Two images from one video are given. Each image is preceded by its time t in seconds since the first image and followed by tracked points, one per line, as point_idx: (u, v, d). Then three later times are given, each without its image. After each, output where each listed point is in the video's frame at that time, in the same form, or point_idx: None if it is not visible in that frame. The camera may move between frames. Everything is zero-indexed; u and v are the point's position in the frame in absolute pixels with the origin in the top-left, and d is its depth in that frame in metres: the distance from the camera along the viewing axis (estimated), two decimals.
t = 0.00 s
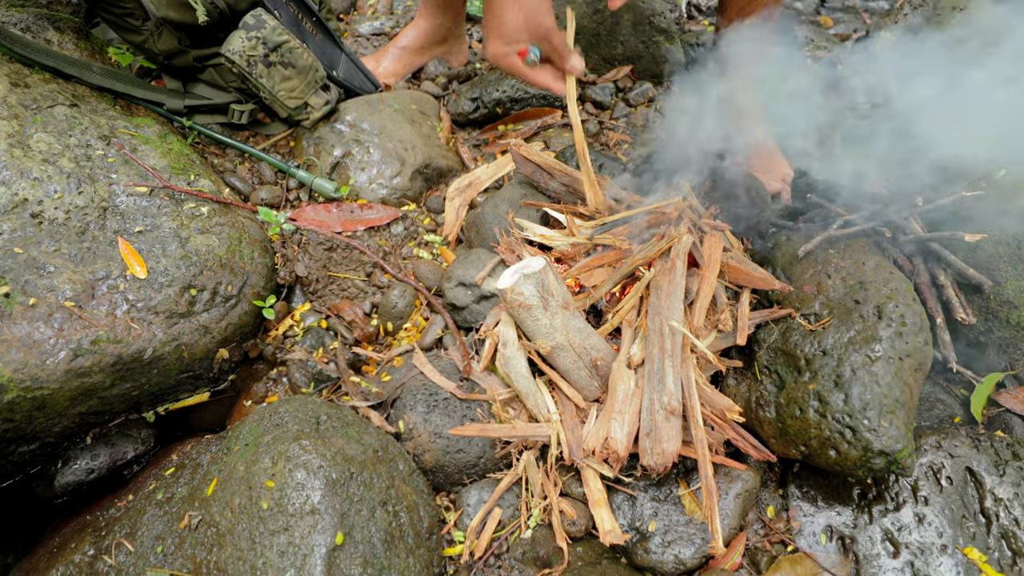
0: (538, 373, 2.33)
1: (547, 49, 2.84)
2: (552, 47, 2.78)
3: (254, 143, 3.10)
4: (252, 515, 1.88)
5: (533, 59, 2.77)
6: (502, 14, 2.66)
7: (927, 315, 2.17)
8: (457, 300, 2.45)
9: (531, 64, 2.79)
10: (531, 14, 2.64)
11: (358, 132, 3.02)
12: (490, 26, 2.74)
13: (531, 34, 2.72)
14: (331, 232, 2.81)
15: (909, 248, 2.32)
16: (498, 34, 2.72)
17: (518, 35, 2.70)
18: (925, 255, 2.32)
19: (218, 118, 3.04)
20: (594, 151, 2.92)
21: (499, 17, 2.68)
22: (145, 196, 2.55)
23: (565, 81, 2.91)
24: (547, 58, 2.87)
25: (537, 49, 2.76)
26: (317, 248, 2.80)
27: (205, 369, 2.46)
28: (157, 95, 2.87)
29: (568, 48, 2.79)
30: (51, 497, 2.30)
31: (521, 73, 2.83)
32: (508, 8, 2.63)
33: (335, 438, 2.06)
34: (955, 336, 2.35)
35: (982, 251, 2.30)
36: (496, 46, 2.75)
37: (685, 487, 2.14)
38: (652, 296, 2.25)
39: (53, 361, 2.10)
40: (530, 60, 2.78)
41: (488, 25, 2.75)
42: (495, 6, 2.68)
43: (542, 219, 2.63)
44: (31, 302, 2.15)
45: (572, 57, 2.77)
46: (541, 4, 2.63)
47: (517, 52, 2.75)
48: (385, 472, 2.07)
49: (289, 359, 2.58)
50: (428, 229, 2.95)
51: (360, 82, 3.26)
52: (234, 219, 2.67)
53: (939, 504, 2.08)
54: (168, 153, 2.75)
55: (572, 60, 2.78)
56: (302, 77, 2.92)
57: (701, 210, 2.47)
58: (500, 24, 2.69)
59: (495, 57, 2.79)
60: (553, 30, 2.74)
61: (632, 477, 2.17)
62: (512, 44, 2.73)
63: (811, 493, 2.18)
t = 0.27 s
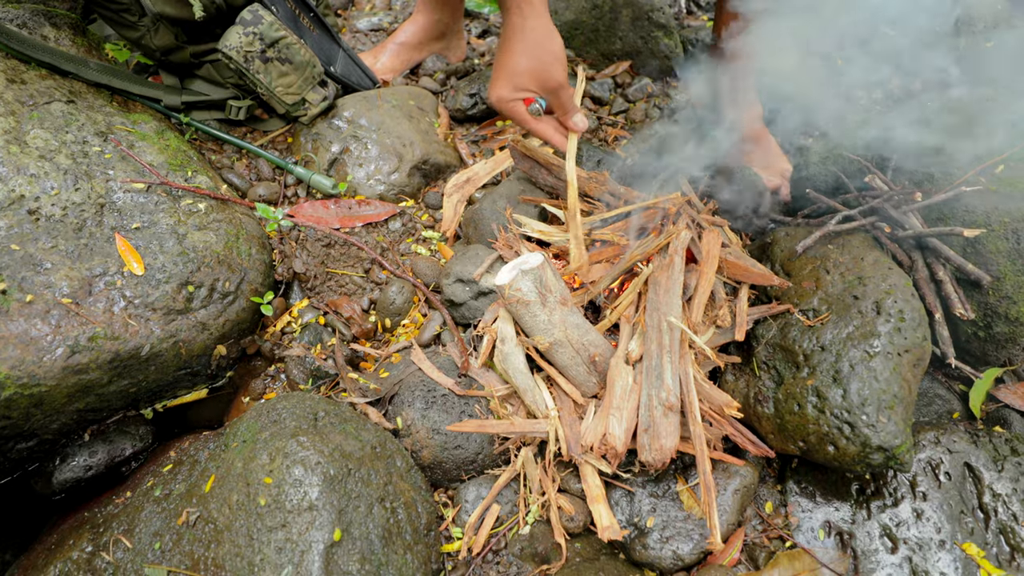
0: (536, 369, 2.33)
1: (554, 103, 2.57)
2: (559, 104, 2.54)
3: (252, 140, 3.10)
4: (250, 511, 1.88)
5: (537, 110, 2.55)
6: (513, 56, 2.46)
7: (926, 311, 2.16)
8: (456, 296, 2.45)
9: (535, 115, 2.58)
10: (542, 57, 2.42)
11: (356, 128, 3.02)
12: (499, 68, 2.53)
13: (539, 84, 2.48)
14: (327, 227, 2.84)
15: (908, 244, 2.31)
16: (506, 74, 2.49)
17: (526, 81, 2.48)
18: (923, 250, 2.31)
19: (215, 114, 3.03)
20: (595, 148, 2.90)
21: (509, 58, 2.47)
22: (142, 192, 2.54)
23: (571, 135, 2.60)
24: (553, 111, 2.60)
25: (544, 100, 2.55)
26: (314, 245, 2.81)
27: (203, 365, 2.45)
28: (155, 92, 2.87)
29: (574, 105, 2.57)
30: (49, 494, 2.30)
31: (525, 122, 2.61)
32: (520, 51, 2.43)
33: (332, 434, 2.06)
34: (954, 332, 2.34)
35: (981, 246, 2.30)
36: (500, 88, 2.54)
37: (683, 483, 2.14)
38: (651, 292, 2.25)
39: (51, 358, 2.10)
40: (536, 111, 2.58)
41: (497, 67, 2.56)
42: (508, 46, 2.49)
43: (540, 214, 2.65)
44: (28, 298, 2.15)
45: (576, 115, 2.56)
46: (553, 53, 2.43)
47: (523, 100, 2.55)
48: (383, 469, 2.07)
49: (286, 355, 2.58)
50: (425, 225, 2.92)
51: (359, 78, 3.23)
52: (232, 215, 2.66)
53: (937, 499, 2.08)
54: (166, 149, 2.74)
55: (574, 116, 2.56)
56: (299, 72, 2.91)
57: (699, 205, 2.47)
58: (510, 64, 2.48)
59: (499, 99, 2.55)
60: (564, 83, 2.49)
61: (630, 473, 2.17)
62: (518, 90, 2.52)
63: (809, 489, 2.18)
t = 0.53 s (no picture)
0: (535, 367, 2.33)
1: (552, 134, 2.39)
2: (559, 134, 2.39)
3: (250, 138, 3.10)
4: (249, 509, 1.88)
5: (541, 144, 2.33)
6: (516, 86, 2.21)
7: (924, 309, 2.16)
8: (454, 294, 2.45)
9: (536, 149, 2.36)
10: (545, 88, 2.20)
11: (355, 126, 3.03)
12: (497, 100, 2.27)
13: (543, 115, 2.27)
14: (327, 225, 2.85)
15: (907, 241, 2.31)
16: (508, 106, 2.22)
17: (530, 113, 2.24)
18: (922, 247, 2.30)
19: (214, 112, 3.04)
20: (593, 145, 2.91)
21: (509, 89, 2.23)
22: (140, 190, 2.54)
23: (565, 164, 2.49)
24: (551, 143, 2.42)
25: (546, 132, 2.34)
26: (313, 243, 2.80)
27: (202, 363, 2.46)
28: (153, 89, 2.86)
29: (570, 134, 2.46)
30: (49, 491, 2.31)
31: (525, 156, 2.39)
32: (524, 81, 2.19)
33: (331, 432, 2.06)
34: (952, 329, 2.34)
35: (980, 243, 2.27)
36: (502, 121, 2.25)
37: (682, 480, 2.14)
38: (649, 289, 2.25)
39: (50, 356, 2.10)
40: (537, 144, 2.36)
41: (495, 98, 2.28)
42: (507, 75, 2.25)
43: (538, 212, 2.64)
44: (27, 297, 2.15)
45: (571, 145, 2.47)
46: (557, 83, 2.22)
47: (526, 134, 2.31)
48: (382, 467, 2.08)
49: (285, 353, 2.59)
50: (423, 223, 2.93)
51: (358, 75, 3.24)
52: (231, 213, 2.67)
53: (935, 497, 2.09)
54: (164, 147, 2.74)
55: (569, 145, 2.47)
56: (298, 70, 2.91)
57: (698, 204, 2.48)
58: (512, 96, 2.22)
59: (502, 133, 2.26)
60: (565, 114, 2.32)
61: (629, 471, 2.18)
62: (523, 123, 2.26)
63: (807, 486, 2.18)
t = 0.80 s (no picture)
0: (533, 366, 2.34)
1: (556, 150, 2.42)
2: (564, 151, 2.40)
3: (249, 137, 3.11)
4: (248, 507, 1.89)
5: (544, 162, 2.37)
6: (515, 108, 2.26)
7: (920, 308, 2.17)
8: (453, 293, 2.47)
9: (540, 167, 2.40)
10: (544, 106, 2.24)
11: (354, 125, 3.03)
12: (499, 120, 2.33)
13: (544, 134, 2.31)
14: (326, 224, 2.85)
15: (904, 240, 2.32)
16: (509, 127, 2.28)
17: (531, 132, 2.29)
18: (919, 246, 2.30)
19: (213, 112, 3.05)
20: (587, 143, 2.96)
21: (510, 110, 2.28)
22: (140, 189, 2.55)
23: (570, 178, 2.51)
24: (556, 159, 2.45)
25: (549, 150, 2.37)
26: (312, 242, 2.81)
27: (202, 362, 2.47)
28: (152, 89, 2.87)
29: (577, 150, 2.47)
30: (49, 490, 2.32)
31: (529, 174, 2.44)
32: (523, 102, 2.24)
33: (330, 430, 2.07)
34: (948, 328, 2.36)
35: (976, 243, 2.27)
36: (503, 141, 2.31)
37: (679, 479, 2.15)
38: (646, 288, 2.26)
39: (50, 355, 2.11)
40: (540, 162, 2.40)
41: (497, 118, 2.34)
42: (507, 96, 2.30)
43: (536, 211, 2.65)
44: (26, 296, 2.16)
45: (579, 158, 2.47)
46: (558, 102, 2.26)
47: (528, 152, 2.36)
48: (380, 465, 2.09)
49: (284, 352, 2.59)
50: (422, 222, 2.94)
51: (357, 75, 3.25)
52: (230, 212, 2.67)
53: (931, 495, 2.10)
54: (164, 146, 2.75)
55: (577, 161, 2.49)
56: (297, 70, 2.91)
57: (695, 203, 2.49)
58: (513, 116, 2.27)
59: (503, 153, 2.32)
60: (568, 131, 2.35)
61: (626, 469, 2.18)
62: (524, 142, 2.31)
63: (804, 484, 2.19)
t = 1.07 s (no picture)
0: (533, 363, 2.34)
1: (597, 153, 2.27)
2: (604, 155, 2.25)
3: (250, 135, 3.12)
4: (248, 504, 1.89)
5: (580, 168, 2.27)
6: (546, 114, 2.17)
7: (920, 305, 2.17)
8: (453, 290, 2.47)
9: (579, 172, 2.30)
10: (578, 113, 2.11)
11: (354, 123, 3.04)
12: (532, 126, 2.25)
13: (579, 140, 2.19)
14: (326, 222, 2.85)
15: (904, 238, 2.32)
16: (541, 135, 2.21)
17: (564, 139, 2.19)
18: (919, 243, 2.30)
19: (213, 109, 3.05)
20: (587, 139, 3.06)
21: (541, 118, 2.19)
22: (140, 187, 2.55)
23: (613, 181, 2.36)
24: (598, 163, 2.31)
25: (585, 155, 2.26)
26: (313, 239, 2.82)
27: (202, 359, 2.47)
28: (153, 87, 2.87)
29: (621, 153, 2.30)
30: (49, 487, 2.32)
31: (566, 179, 2.35)
32: (553, 108, 2.13)
33: (330, 427, 2.07)
34: (949, 325, 2.36)
35: (976, 240, 2.24)
36: (536, 149, 2.26)
37: (679, 476, 2.15)
38: (646, 285, 2.26)
39: (50, 352, 2.11)
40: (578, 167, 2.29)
41: (530, 124, 2.26)
42: (538, 102, 2.20)
43: (536, 208, 2.65)
44: (27, 293, 2.16)
45: (623, 163, 2.28)
46: (592, 105, 2.10)
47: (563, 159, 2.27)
48: (381, 462, 2.09)
49: (285, 349, 2.60)
50: (422, 220, 2.94)
51: (357, 73, 3.25)
52: (230, 210, 2.67)
53: (931, 492, 2.10)
54: (164, 144, 2.75)
55: (622, 163, 2.31)
56: (297, 68, 2.91)
57: (696, 201, 2.49)
58: (544, 124, 2.18)
59: (536, 160, 2.28)
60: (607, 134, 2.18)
61: (626, 466, 2.18)
62: (557, 150, 2.23)
63: (804, 481, 2.19)
